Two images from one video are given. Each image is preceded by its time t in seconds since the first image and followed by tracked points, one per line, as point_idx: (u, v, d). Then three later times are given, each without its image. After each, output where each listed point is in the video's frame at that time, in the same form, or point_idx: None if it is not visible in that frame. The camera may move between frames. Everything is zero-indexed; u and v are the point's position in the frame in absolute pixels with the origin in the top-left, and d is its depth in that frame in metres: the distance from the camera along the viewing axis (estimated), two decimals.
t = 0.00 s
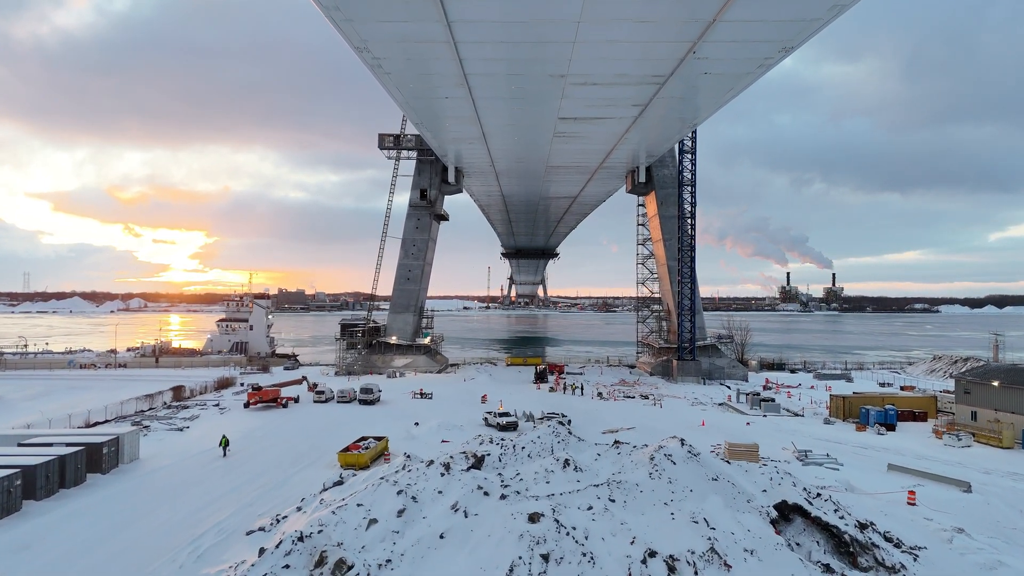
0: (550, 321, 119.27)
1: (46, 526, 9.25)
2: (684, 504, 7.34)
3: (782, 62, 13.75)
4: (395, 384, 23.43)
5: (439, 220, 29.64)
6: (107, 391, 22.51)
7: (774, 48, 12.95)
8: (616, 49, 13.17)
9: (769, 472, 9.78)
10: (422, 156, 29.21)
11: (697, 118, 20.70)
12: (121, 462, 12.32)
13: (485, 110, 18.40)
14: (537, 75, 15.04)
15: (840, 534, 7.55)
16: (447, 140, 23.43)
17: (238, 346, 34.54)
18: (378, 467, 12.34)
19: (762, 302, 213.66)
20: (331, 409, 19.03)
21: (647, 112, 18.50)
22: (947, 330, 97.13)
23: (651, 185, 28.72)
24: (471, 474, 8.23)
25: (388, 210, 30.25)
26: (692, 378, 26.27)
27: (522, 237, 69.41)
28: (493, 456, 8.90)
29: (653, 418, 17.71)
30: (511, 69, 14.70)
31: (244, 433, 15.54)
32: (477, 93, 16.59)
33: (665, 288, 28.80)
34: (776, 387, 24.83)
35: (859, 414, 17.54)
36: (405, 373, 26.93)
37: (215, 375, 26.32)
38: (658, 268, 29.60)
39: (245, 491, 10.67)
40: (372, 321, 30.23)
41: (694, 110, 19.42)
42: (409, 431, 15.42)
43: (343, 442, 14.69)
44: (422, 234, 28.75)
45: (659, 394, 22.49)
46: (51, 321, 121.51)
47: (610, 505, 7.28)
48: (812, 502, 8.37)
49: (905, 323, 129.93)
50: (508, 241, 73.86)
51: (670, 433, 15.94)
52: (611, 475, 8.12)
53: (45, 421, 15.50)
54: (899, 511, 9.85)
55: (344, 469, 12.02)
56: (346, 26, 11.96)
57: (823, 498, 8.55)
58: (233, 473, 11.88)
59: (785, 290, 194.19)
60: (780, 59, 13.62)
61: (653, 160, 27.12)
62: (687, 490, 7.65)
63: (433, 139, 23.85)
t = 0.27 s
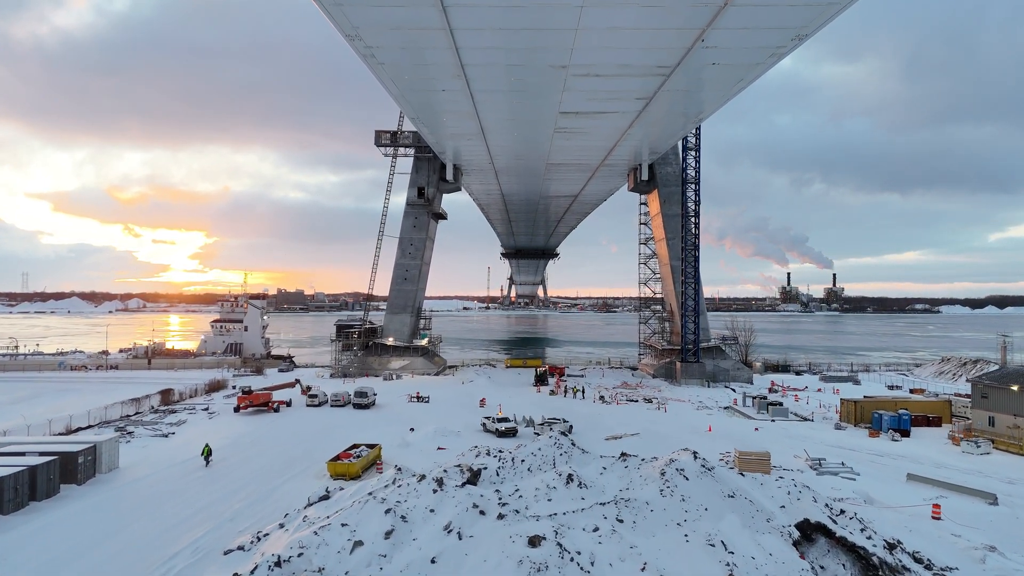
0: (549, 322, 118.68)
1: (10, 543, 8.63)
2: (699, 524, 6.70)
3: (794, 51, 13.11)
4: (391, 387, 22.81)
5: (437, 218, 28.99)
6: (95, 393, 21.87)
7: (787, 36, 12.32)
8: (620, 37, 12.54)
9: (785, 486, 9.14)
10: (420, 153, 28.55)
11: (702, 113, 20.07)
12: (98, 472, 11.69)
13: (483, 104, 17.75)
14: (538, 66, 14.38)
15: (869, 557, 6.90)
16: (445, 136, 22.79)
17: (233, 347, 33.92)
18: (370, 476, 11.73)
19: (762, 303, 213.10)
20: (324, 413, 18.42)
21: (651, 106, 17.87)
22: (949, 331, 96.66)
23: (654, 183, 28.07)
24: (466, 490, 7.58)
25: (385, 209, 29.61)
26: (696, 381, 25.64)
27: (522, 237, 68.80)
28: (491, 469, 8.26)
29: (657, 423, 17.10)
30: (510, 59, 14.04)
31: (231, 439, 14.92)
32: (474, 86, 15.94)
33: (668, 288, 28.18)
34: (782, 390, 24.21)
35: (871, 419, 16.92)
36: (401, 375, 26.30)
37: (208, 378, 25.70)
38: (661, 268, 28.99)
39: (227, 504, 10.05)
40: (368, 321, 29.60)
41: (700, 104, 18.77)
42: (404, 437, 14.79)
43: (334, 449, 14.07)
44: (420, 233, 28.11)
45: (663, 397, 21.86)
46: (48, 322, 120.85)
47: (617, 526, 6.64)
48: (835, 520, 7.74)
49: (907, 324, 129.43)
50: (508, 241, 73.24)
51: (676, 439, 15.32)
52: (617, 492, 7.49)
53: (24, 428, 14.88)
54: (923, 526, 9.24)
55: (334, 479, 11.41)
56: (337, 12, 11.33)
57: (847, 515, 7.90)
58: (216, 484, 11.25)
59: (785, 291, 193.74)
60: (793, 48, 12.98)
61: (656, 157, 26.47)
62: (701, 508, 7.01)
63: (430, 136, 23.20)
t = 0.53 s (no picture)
0: (549, 322, 117.98)
1: None
2: (716, 548, 6.10)
3: (807, 39, 12.50)
4: (387, 390, 22.19)
5: (435, 217, 28.38)
6: (82, 397, 21.24)
7: (801, 23, 11.72)
8: (626, 25, 11.92)
9: (805, 501, 8.51)
10: (417, 151, 27.94)
11: (707, 109, 19.45)
12: (74, 482, 11.08)
13: (482, 98, 17.12)
14: (539, 58, 13.76)
15: None
16: (443, 132, 22.15)
17: (227, 348, 33.31)
18: (362, 487, 11.10)
19: (763, 303, 212.50)
20: (317, 418, 17.82)
21: (656, 100, 17.25)
22: (951, 331, 96.14)
23: (657, 181, 27.47)
24: (461, 507, 6.98)
25: (382, 207, 28.98)
26: (700, 383, 25.05)
27: (521, 237, 68.21)
28: (488, 485, 7.66)
29: (662, 428, 16.47)
30: (509, 49, 13.38)
31: (219, 446, 14.29)
32: (473, 78, 15.30)
33: (671, 288, 27.57)
34: (788, 393, 23.62)
35: (884, 424, 16.31)
36: (398, 377, 25.70)
37: (200, 380, 25.07)
38: (664, 268, 28.38)
39: (208, 519, 9.45)
40: (365, 322, 28.98)
41: (705, 99, 18.16)
42: (398, 444, 14.19)
43: (326, 457, 13.43)
44: (418, 232, 27.50)
45: (667, 400, 21.26)
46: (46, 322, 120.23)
47: (626, 550, 6.03)
48: (862, 542, 7.13)
49: (908, 324, 128.84)
50: (507, 241, 72.62)
51: (682, 446, 14.69)
52: (626, 512, 6.89)
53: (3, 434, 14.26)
54: (950, 543, 8.64)
55: (323, 490, 10.81)
56: None
57: (875, 535, 7.28)
58: (198, 496, 10.62)
59: (786, 291, 193.13)
60: (806, 36, 12.38)
61: (659, 154, 25.86)
62: (717, 530, 6.41)
63: (428, 132, 22.59)
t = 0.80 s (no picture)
0: (549, 322, 117.31)
1: None
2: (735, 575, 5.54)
3: (821, 27, 11.94)
4: (383, 394, 21.61)
5: (433, 216, 27.82)
6: (70, 399, 20.67)
7: (816, 8, 11.16)
8: (631, 11, 11.35)
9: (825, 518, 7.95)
10: (415, 148, 27.37)
11: (712, 105, 18.92)
12: (49, 492, 10.53)
13: (481, 91, 16.56)
14: (539, 47, 13.19)
15: None
16: (441, 128, 21.58)
17: (222, 349, 32.74)
18: (353, 497, 10.53)
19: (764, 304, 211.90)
20: (310, 422, 17.25)
21: (660, 93, 16.71)
22: (954, 332, 95.77)
23: (659, 179, 26.91)
24: (456, 527, 6.45)
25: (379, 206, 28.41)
26: (704, 386, 24.48)
27: (521, 237, 67.69)
28: (485, 502, 7.13)
29: (667, 433, 15.89)
30: (509, 38, 12.78)
31: (206, 453, 13.73)
32: (470, 69, 14.72)
33: (674, 288, 27.01)
34: (795, 396, 23.04)
35: (897, 429, 15.75)
36: (395, 380, 25.12)
37: (192, 382, 24.49)
38: (667, 267, 27.82)
39: (187, 534, 8.90)
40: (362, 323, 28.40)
41: (711, 93, 17.58)
42: (393, 450, 13.61)
43: (317, 464, 12.86)
44: (416, 231, 26.93)
45: (671, 404, 20.69)
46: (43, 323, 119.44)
47: None
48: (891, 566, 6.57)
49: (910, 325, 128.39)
50: (507, 241, 72.05)
51: (688, 452, 14.11)
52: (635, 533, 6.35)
53: None
54: (979, 560, 8.08)
55: (312, 501, 10.24)
56: None
57: (905, 557, 6.72)
58: (180, 508, 10.05)
59: (786, 291, 192.55)
60: (820, 23, 11.83)
61: (662, 151, 25.30)
62: (736, 554, 5.84)
63: (426, 128, 22.04)
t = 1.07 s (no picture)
0: (549, 323, 116.76)
1: None
2: None
3: (835, 14, 11.43)
4: (379, 396, 21.06)
5: (432, 214, 27.29)
6: (58, 402, 20.14)
7: None
8: None
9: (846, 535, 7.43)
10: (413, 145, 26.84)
11: (717, 102, 18.43)
12: (22, 503, 9.99)
13: (479, 84, 16.05)
14: (540, 37, 12.67)
15: None
16: (438, 124, 21.08)
17: (217, 351, 32.20)
18: (343, 508, 10.00)
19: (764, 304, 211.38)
20: (303, 426, 16.71)
21: (664, 88, 16.19)
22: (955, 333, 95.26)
23: (662, 177, 26.39)
24: (450, 550, 5.95)
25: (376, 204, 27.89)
26: (708, 388, 23.94)
27: (521, 237, 67.18)
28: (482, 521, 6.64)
29: (672, 438, 15.36)
30: (508, 27, 12.27)
31: (193, 460, 13.20)
32: (468, 61, 14.21)
33: (677, 289, 26.49)
34: (801, 399, 22.51)
35: (909, 434, 15.23)
36: (392, 382, 24.58)
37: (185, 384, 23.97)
38: (669, 267, 27.31)
39: (165, 549, 8.37)
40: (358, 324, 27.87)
41: (716, 88, 17.06)
42: (387, 457, 13.07)
43: (307, 472, 12.33)
44: (413, 230, 26.40)
45: (674, 407, 20.16)
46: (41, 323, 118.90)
47: None
48: None
49: (911, 325, 127.84)
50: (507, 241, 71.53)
51: (694, 459, 13.58)
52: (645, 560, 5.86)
53: None
54: None
55: (300, 512, 9.71)
56: None
57: None
58: (160, 520, 9.52)
59: (787, 292, 192.06)
60: (834, 10, 11.31)
61: (665, 149, 24.77)
62: None
63: (423, 125, 21.54)
